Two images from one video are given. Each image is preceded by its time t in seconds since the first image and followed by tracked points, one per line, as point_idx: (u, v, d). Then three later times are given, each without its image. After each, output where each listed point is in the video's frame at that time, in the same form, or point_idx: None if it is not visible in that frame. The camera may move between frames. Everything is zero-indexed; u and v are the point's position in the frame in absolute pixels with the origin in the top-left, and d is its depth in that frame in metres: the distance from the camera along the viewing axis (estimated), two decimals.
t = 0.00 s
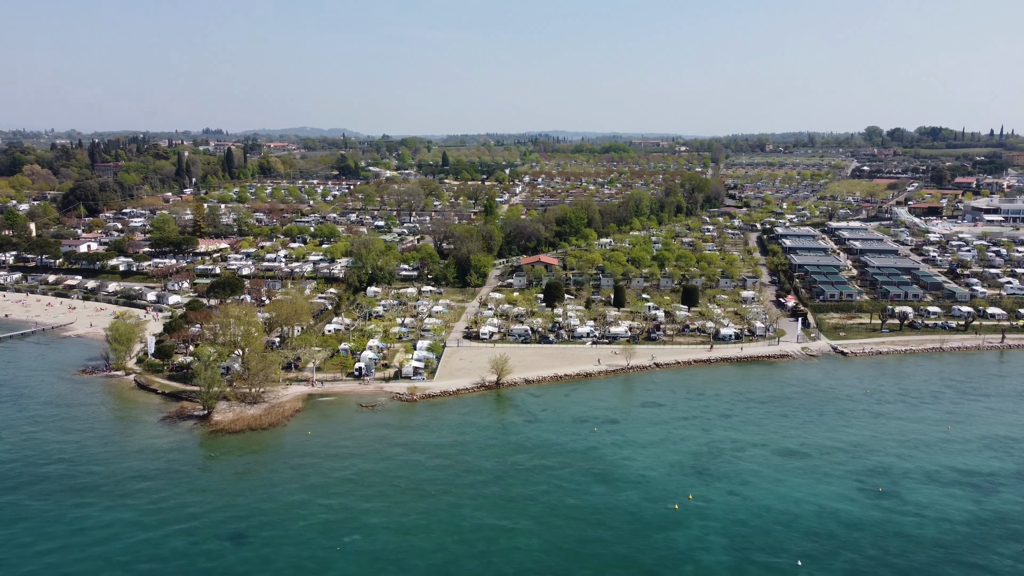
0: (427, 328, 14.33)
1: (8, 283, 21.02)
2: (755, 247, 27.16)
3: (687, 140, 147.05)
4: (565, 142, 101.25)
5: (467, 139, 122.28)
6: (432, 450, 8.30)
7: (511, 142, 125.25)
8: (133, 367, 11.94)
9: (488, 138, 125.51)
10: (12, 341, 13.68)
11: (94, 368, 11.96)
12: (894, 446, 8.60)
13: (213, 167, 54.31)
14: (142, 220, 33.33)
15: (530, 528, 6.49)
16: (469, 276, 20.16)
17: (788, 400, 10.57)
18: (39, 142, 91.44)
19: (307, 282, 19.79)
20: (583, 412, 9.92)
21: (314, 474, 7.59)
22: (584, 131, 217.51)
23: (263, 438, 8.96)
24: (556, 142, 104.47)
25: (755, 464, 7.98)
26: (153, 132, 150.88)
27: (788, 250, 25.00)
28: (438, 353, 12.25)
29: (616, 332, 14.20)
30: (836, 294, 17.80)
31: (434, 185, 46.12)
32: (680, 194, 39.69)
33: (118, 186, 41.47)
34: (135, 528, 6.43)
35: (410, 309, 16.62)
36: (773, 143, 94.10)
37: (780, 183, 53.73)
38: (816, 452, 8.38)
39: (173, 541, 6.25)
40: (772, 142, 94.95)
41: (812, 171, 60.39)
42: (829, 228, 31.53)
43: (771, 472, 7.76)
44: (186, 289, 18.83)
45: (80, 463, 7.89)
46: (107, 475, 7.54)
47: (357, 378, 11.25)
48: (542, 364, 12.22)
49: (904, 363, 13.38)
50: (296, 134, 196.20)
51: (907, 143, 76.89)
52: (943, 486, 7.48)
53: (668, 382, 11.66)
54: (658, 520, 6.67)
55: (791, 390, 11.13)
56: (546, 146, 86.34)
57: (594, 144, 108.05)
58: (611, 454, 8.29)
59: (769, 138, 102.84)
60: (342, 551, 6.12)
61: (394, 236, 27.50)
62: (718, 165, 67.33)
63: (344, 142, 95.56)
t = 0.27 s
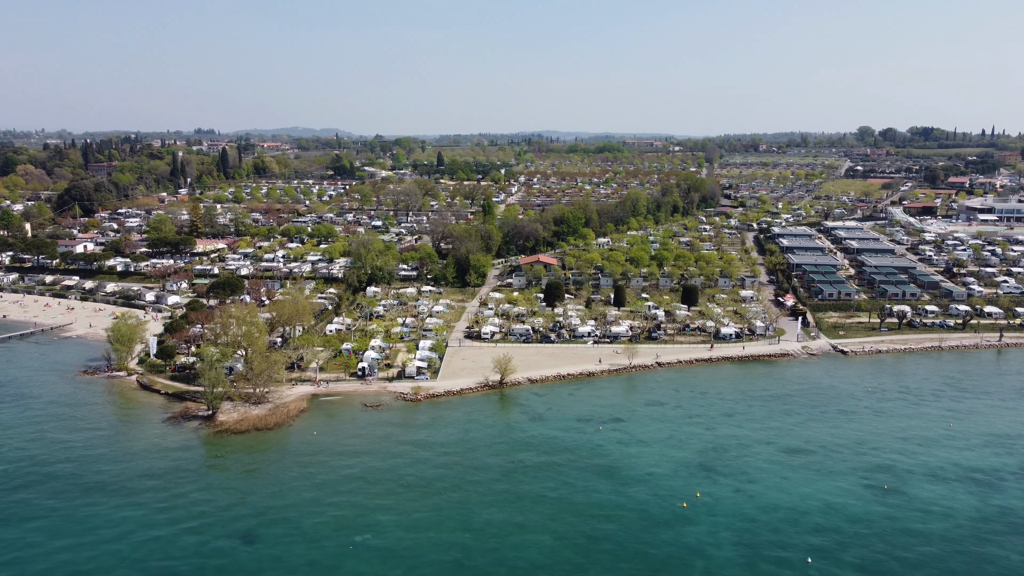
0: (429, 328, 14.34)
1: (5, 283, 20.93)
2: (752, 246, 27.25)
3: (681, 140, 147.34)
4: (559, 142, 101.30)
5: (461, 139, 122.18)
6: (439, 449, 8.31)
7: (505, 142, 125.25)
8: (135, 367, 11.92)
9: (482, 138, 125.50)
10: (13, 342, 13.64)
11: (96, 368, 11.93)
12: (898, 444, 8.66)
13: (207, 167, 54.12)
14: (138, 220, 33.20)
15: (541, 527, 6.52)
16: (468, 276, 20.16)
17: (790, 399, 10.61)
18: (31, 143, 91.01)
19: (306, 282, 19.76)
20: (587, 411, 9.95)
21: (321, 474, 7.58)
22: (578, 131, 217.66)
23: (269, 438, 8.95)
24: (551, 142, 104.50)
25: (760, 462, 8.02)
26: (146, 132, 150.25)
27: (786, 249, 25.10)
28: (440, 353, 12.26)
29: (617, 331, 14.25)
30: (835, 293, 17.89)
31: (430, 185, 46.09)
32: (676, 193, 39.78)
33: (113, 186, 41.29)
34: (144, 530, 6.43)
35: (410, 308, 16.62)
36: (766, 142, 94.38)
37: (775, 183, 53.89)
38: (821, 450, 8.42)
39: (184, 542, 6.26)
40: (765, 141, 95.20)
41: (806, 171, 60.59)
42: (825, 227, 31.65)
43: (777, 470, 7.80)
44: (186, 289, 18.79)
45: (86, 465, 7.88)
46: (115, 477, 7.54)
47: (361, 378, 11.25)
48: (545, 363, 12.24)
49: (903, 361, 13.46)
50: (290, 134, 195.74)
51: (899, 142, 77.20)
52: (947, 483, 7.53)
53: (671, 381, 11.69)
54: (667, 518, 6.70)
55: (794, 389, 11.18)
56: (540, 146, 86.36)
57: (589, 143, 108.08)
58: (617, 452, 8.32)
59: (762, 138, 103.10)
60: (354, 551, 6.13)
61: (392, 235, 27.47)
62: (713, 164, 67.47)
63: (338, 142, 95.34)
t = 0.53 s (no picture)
0: (430, 328, 14.35)
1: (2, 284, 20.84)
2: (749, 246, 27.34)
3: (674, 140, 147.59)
4: (553, 142, 101.30)
5: (455, 139, 122.04)
6: (445, 448, 8.31)
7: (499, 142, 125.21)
8: (138, 368, 11.89)
9: (477, 138, 125.42)
10: (13, 343, 13.59)
11: (98, 369, 11.91)
12: (901, 442, 8.71)
13: (202, 167, 53.92)
14: (134, 220, 33.08)
15: (550, 525, 6.53)
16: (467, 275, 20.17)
17: (793, 397, 10.66)
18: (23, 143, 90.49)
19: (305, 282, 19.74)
20: (591, 410, 9.97)
21: (329, 474, 7.58)
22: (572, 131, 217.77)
23: (274, 438, 8.95)
24: (545, 142, 104.52)
25: (766, 460, 8.05)
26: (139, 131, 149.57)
27: (783, 249, 25.20)
28: (443, 353, 12.27)
29: (617, 330, 14.29)
30: (833, 293, 17.98)
31: (426, 185, 46.07)
32: (672, 193, 39.84)
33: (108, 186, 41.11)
34: (154, 530, 6.42)
35: (411, 308, 16.62)
36: (759, 142, 94.61)
37: (770, 183, 54.03)
38: (825, 448, 8.46)
39: (194, 542, 6.25)
40: (758, 141, 95.39)
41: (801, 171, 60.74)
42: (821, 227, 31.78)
43: (783, 468, 7.83)
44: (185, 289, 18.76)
45: (92, 465, 7.86)
46: (121, 477, 7.52)
47: (364, 377, 11.26)
48: (548, 362, 12.27)
49: (903, 360, 13.54)
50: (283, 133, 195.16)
51: (892, 142, 77.48)
52: (952, 481, 7.58)
53: (673, 380, 11.72)
54: (676, 516, 6.72)
55: (795, 387, 11.23)
56: (534, 146, 86.34)
57: (584, 143, 108.12)
58: (623, 450, 8.34)
59: (756, 138, 103.33)
60: (365, 550, 6.13)
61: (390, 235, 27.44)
62: (707, 164, 67.58)
63: (332, 141, 95.11)
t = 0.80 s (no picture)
0: (431, 327, 14.37)
1: None
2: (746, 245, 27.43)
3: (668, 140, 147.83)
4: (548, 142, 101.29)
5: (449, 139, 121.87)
6: (452, 446, 8.32)
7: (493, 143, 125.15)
8: (140, 368, 11.87)
9: (471, 138, 125.34)
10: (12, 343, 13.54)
11: (99, 369, 11.88)
12: (904, 440, 8.76)
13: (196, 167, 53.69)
14: (130, 220, 32.96)
15: (559, 523, 6.55)
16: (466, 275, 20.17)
17: (795, 396, 10.70)
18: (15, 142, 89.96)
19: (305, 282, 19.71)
20: (595, 409, 9.99)
21: (336, 473, 7.57)
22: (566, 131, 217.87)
23: (279, 437, 8.94)
24: (540, 142, 104.49)
25: (771, 458, 8.09)
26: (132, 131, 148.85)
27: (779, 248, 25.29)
28: (445, 353, 12.29)
29: (618, 330, 14.33)
30: (831, 292, 18.07)
31: (422, 185, 46.02)
32: (668, 193, 39.90)
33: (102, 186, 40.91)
34: (163, 529, 6.41)
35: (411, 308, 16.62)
36: (753, 142, 94.80)
37: (764, 183, 54.16)
38: (829, 446, 8.50)
39: (204, 541, 6.24)
40: (752, 141, 95.58)
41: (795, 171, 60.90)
42: (817, 227, 31.91)
43: (789, 466, 7.87)
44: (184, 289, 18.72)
45: (98, 465, 7.84)
46: (128, 476, 7.50)
47: (367, 377, 11.26)
48: (550, 362, 12.29)
49: (902, 358, 13.61)
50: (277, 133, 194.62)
51: (885, 142, 77.75)
52: (956, 478, 7.63)
53: (675, 379, 11.76)
54: (685, 514, 6.75)
55: (797, 386, 11.28)
56: (528, 146, 86.28)
57: (578, 143, 108.17)
58: (628, 449, 8.37)
59: (749, 138, 103.57)
60: (375, 549, 6.13)
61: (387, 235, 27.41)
62: (702, 164, 67.68)
63: (326, 141, 94.84)
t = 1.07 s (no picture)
0: (432, 327, 14.37)
1: None
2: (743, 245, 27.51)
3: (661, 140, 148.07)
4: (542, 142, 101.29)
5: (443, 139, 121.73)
6: (458, 445, 8.32)
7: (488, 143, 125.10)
8: (142, 368, 11.86)
9: (465, 138, 125.25)
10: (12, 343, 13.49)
11: (100, 369, 11.85)
12: (907, 438, 8.81)
13: (190, 167, 53.51)
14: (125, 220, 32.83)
15: (569, 521, 6.56)
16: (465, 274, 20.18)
17: (796, 395, 10.75)
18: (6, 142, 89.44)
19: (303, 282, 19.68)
20: (598, 408, 10.01)
21: (343, 472, 7.56)
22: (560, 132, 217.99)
23: (284, 437, 8.93)
24: (534, 142, 104.48)
25: (777, 456, 8.12)
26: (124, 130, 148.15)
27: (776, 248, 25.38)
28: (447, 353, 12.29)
29: (619, 329, 14.36)
30: (829, 291, 18.15)
31: (418, 185, 46.00)
32: (664, 193, 39.98)
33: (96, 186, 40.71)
34: (172, 528, 6.39)
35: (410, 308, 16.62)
36: (746, 142, 95.01)
37: (759, 183, 54.27)
38: (833, 444, 8.55)
39: (214, 541, 6.23)
40: (745, 141, 95.83)
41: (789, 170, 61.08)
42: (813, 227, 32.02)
43: (794, 464, 7.90)
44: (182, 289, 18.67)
45: (104, 464, 7.81)
46: (134, 476, 7.48)
47: (370, 377, 11.26)
48: (552, 361, 12.32)
49: (901, 357, 13.69)
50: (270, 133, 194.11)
51: (878, 142, 78.02)
52: (960, 475, 7.68)
53: (677, 379, 11.79)
54: (693, 512, 6.76)
55: (798, 385, 11.32)
56: (522, 146, 86.25)
57: (572, 143, 108.26)
58: (634, 447, 8.39)
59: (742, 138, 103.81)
60: (386, 548, 6.13)
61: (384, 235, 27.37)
62: (696, 164, 67.81)
63: (320, 141, 94.61)
